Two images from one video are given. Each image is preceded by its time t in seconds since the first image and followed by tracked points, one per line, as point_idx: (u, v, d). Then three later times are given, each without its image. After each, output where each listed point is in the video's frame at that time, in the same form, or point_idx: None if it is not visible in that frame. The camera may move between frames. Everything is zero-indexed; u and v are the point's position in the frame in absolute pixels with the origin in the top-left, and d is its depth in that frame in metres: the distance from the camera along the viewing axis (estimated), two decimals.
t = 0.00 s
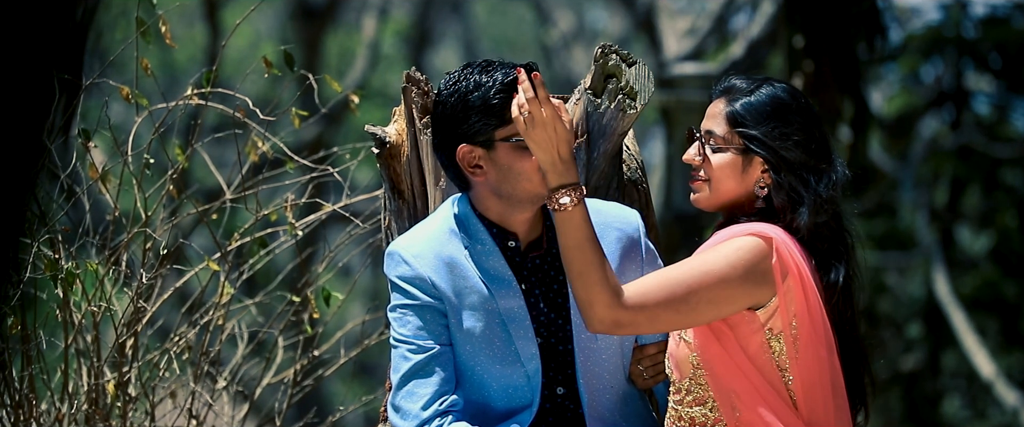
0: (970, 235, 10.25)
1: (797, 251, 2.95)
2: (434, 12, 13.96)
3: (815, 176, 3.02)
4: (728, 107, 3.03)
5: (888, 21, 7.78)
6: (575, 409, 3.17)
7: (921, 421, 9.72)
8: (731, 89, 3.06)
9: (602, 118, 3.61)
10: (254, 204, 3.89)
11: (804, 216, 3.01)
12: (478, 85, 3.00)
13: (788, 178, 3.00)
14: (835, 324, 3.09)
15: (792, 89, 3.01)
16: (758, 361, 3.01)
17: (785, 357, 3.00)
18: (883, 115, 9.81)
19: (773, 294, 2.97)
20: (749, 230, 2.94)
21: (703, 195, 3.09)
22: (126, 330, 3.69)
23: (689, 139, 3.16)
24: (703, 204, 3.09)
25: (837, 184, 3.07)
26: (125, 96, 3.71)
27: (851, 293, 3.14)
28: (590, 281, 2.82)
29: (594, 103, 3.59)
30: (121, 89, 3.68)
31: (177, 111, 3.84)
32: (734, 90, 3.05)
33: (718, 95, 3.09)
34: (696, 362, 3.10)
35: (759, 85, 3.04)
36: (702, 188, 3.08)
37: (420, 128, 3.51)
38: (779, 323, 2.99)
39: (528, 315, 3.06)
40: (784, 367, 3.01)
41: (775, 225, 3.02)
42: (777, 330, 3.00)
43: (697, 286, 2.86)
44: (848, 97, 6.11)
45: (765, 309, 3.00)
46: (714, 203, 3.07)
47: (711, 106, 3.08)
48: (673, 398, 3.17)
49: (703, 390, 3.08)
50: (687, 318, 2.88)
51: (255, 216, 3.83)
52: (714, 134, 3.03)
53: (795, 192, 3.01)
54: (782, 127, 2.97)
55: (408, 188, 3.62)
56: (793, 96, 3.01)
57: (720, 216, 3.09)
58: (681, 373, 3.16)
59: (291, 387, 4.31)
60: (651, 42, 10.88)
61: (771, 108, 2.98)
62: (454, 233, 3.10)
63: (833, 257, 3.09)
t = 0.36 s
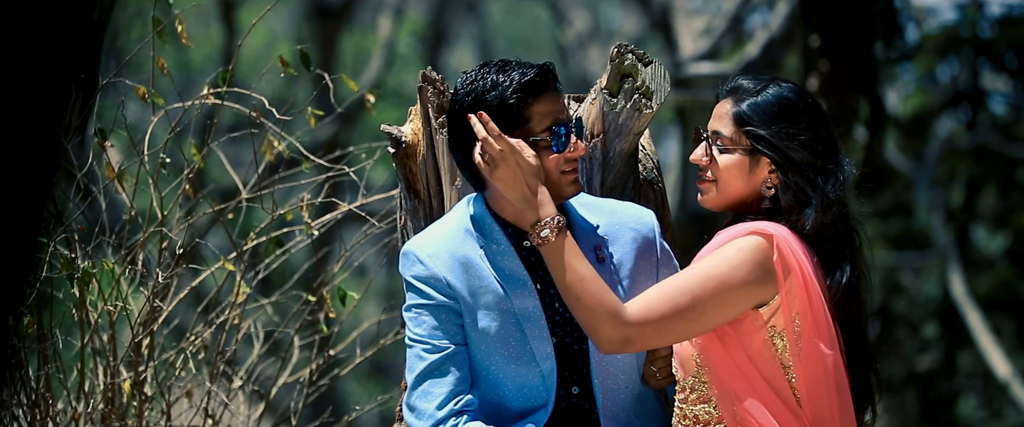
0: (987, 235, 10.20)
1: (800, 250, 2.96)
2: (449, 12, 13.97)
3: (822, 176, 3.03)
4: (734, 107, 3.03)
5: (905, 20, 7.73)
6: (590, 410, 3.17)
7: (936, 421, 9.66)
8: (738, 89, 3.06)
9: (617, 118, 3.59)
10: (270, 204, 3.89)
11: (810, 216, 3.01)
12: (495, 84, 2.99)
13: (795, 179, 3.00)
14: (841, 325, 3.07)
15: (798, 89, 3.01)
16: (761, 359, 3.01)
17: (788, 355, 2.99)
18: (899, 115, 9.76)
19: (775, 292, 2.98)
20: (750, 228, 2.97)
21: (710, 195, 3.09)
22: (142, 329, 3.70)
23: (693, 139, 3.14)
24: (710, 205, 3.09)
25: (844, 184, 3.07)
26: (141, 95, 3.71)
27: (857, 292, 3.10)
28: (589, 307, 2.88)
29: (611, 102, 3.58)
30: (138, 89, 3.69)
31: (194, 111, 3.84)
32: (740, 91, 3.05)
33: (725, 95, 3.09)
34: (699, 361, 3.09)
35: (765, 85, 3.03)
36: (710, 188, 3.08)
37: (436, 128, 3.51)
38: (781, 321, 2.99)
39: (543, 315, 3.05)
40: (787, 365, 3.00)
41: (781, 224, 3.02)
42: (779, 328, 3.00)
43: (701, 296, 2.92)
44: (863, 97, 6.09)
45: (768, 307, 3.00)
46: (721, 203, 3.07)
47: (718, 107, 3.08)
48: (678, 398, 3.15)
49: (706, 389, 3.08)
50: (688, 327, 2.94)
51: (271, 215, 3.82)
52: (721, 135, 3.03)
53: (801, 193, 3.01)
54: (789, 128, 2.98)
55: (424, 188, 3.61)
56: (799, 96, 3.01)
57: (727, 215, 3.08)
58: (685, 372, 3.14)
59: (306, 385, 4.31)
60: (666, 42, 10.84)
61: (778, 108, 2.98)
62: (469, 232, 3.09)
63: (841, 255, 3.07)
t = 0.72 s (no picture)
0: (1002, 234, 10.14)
1: (804, 249, 2.95)
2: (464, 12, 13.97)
3: (829, 176, 3.00)
4: (741, 107, 3.02)
5: (920, 19, 7.68)
6: (605, 410, 3.18)
7: (952, 421, 9.62)
8: (744, 90, 3.04)
9: (633, 118, 3.58)
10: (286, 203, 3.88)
11: (817, 215, 3.00)
12: (511, 85, 2.99)
13: (802, 178, 2.99)
14: (850, 325, 3.05)
15: (804, 89, 2.99)
16: (764, 356, 3.00)
17: (791, 353, 2.98)
18: (915, 115, 9.70)
19: (777, 288, 2.97)
20: (752, 225, 2.96)
21: (716, 195, 3.08)
22: (158, 328, 3.70)
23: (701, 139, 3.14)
24: (717, 204, 3.09)
25: (851, 183, 3.04)
26: (157, 95, 3.71)
27: (866, 290, 3.10)
28: (587, 311, 2.86)
29: (626, 102, 3.58)
30: (155, 89, 3.69)
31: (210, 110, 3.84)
32: (747, 91, 3.04)
33: (730, 96, 3.08)
34: (703, 360, 3.10)
35: (771, 85, 3.02)
36: (717, 188, 3.07)
37: (451, 127, 3.49)
38: (784, 318, 2.98)
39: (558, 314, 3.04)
40: (791, 362, 2.99)
41: (785, 222, 3.00)
42: (783, 325, 2.99)
43: (703, 294, 2.91)
44: (878, 95, 6.08)
45: (770, 304, 3.00)
46: (728, 203, 3.06)
47: (724, 107, 3.07)
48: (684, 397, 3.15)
49: (710, 387, 3.08)
50: (694, 328, 2.92)
51: (287, 215, 3.81)
52: (727, 135, 3.02)
53: (807, 193, 3.00)
54: (795, 127, 2.97)
55: (440, 187, 3.60)
56: (806, 95, 2.99)
57: (735, 215, 3.07)
58: (690, 370, 3.16)
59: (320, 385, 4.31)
60: (681, 41, 10.81)
61: (784, 108, 2.97)
62: (484, 231, 3.08)
63: (847, 253, 3.06)
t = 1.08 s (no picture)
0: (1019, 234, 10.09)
1: (809, 246, 2.92)
2: (480, 11, 13.97)
3: (836, 174, 2.98)
4: (747, 107, 3.01)
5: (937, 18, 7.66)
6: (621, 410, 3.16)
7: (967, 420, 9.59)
8: (751, 90, 3.03)
9: (649, 117, 3.56)
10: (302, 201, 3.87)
11: (823, 213, 2.98)
12: (529, 84, 2.98)
13: (810, 177, 2.97)
14: (856, 323, 3.04)
15: (811, 88, 2.98)
16: (769, 353, 2.97)
17: (796, 350, 2.95)
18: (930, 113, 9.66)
19: (782, 285, 2.94)
20: (757, 223, 2.94)
21: (724, 195, 3.07)
22: (174, 327, 3.70)
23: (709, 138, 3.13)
24: (724, 205, 3.08)
25: (859, 181, 3.02)
26: (173, 94, 3.71)
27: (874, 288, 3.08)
28: (588, 308, 2.85)
29: (642, 100, 3.56)
30: (170, 88, 3.69)
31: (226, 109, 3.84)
32: (754, 91, 3.03)
33: (737, 96, 3.07)
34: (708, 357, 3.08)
35: (778, 84, 3.01)
36: (724, 188, 3.06)
37: (467, 125, 3.48)
38: (789, 315, 2.94)
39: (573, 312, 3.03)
40: (796, 360, 2.95)
41: (792, 220, 2.99)
42: (788, 322, 2.95)
43: (706, 291, 2.89)
44: (894, 94, 6.06)
45: (775, 301, 2.96)
46: (736, 202, 3.05)
47: (731, 107, 3.06)
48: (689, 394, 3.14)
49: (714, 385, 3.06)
50: (698, 324, 2.90)
51: (302, 214, 3.80)
52: (734, 135, 3.01)
53: (814, 191, 2.98)
54: (802, 126, 2.95)
55: (455, 186, 3.59)
56: (812, 94, 2.98)
57: (743, 215, 3.07)
58: (695, 368, 3.14)
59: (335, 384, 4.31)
60: (696, 40, 10.78)
61: (791, 107, 2.96)
62: (500, 229, 3.08)
63: (853, 251, 3.03)
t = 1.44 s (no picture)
0: None
1: (818, 243, 2.90)
2: (496, 10, 13.96)
3: (845, 171, 2.97)
4: (754, 107, 2.99)
5: (954, 17, 7.61)
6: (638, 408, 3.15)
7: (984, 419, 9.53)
8: (757, 90, 3.02)
9: (666, 115, 3.55)
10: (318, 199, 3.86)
11: (832, 210, 2.96)
12: (547, 82, 2.97)
13: (819, 175, 2.95)
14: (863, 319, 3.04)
15: (818, 86, 2.97)
16: (777, 350, 2.95)
17: (804, 348, 2.93)
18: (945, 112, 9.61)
19: (790, 283, 2.92)
20: (765, 220, 2.92)
21: (734, 195, 3.05)
22: (192, 326, 3.70)
23: (717, 140, 3.11)
24: (734, 205, 3.06)
25: (867, 179, 3.01)
26: (190, 93, 3.71)
27: (883, 283, 3.06)
28: (594, 305, 2.84)
29: (658, 98, 3.55)
30: (187, 87, 3.70)
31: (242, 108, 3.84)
32: (761, 90, 3.01)
33: (744, 96, 3.05)
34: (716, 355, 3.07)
35: (784, 84, 2.99)
36: (734, 188, 3.04)
37: (483, 125, 3.47)
38: (797, 313, 2.93)
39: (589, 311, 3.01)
40: (804, 359, 2.93)
41: (801, 218, 2.97)
42: (796, 320, 2.94)
43: (716, 288, 2.87)
44: (911, 93, 6.03)
45: (784, 298, 2.94)
46: (746, 203, 3.04)
47: (738, 108, 3.04)
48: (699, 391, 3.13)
49: (723, 382, 3.04)
50: (706, 323, 2.88)
51: (319, 212, 3.79)
52: (742, 136, 3.00)
53: (823, 189, 2.96)
54: (809, 124, 2.93)
55: (472, 185, 3.59)
56: (818, 92, 2.96)
57: (754, 215, 3.05)
58: (705, 365, 3.13)
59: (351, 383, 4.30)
60: (711, 39, 10.75)
61: (799, 106, 2.94)
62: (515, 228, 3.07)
63: (862, 248, 3.01)
